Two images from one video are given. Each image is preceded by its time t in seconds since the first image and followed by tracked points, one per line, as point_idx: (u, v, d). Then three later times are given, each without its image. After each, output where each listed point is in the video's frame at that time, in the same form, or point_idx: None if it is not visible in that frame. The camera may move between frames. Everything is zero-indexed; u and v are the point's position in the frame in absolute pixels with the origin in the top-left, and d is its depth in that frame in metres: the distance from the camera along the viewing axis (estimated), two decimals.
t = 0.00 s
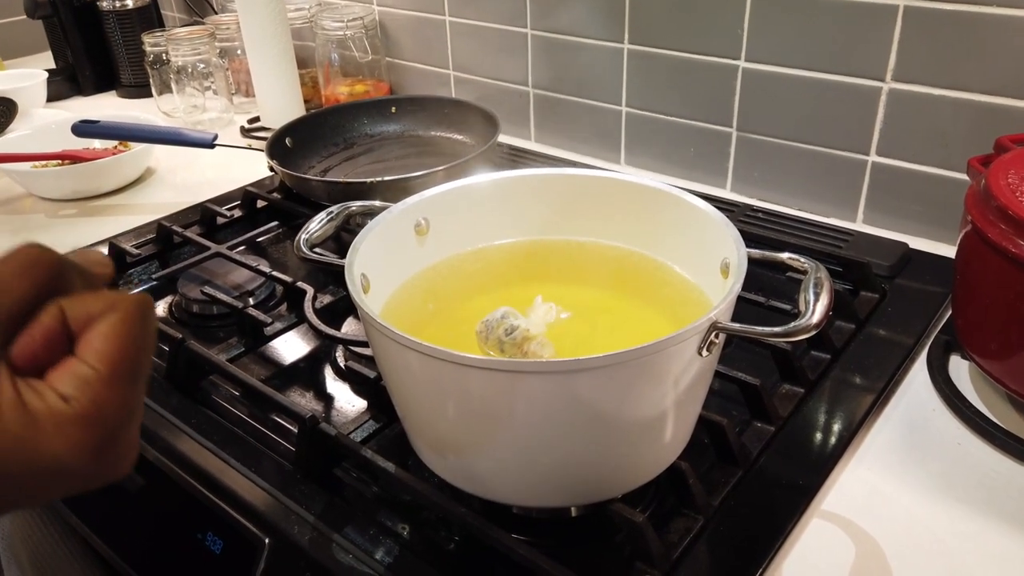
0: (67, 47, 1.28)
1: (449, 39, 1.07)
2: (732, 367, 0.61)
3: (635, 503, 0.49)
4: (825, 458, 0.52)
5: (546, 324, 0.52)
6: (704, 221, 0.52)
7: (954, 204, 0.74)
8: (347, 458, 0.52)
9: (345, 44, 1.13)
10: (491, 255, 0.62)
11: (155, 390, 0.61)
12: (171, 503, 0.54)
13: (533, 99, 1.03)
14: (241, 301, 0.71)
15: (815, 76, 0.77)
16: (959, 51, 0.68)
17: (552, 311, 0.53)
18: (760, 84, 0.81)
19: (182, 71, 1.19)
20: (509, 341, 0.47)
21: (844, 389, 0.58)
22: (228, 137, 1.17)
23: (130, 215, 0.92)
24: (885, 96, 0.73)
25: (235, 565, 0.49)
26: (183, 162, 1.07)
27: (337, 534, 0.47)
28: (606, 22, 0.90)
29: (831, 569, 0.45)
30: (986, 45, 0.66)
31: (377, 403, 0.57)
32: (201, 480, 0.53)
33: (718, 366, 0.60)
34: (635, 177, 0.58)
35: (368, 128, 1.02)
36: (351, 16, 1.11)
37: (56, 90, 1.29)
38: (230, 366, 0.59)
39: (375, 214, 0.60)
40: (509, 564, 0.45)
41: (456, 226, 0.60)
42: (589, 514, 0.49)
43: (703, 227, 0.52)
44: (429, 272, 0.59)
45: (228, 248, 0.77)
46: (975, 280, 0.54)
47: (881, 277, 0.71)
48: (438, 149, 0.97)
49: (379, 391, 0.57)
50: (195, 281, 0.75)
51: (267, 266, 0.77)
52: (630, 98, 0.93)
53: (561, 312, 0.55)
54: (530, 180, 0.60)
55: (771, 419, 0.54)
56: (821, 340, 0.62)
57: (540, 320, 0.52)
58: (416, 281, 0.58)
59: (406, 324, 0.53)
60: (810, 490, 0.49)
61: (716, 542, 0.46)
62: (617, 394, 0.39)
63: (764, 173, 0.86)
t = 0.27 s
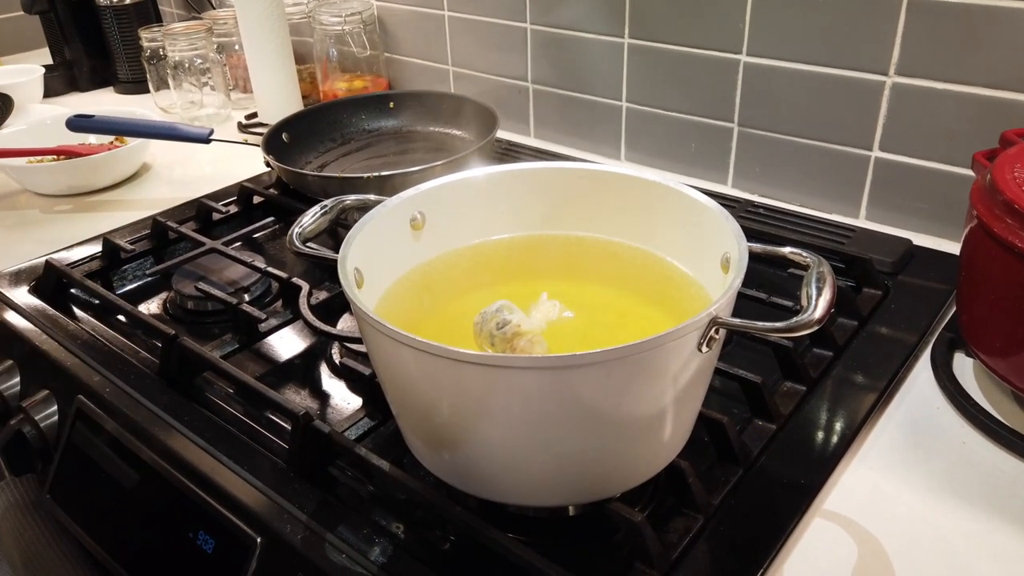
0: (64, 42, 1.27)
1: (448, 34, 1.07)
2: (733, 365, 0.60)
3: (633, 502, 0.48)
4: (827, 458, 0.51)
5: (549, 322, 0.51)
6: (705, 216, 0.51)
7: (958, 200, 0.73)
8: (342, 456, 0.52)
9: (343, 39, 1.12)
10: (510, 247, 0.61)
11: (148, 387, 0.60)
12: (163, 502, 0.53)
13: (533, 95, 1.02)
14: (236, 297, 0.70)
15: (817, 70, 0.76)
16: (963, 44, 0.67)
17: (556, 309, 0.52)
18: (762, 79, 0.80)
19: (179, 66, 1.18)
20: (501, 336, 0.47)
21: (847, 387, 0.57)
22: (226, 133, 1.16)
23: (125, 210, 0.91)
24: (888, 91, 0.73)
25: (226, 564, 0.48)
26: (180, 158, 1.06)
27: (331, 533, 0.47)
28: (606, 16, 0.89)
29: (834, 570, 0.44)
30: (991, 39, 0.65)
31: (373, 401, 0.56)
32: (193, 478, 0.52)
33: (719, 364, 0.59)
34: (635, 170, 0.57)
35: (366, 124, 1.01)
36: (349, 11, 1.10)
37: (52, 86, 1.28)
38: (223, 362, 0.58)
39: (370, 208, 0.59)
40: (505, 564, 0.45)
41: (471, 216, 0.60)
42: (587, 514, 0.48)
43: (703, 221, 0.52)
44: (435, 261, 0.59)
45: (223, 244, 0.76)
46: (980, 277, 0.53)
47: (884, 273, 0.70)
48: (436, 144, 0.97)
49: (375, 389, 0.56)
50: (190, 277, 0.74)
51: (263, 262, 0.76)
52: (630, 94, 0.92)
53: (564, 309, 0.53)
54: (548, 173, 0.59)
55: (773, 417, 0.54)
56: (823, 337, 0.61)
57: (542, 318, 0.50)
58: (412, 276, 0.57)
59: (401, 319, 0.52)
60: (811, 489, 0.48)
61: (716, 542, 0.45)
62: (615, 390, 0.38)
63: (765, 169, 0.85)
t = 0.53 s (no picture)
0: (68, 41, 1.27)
1: (452, 33, 1.07)
2: (739, 364, 0.60)
3: (639, 501, 0.48)
4: (833, 457, 0.51)
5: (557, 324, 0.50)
6: (712, 215, 0.51)
7: (964, 199, 0.73)
8: (347, 455, 0.52)
9: (347, 38, 1.12)
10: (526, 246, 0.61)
11: (153, 385, 0.60)
12: (169, 500, 0.53)
13: (537, 93, 1.02)
14: (241, 295, 0.70)
15: (822, 69, 0.76)
16: (969, 43, 0.67)
17: (565, 310, 0.52)
18: (767, 77, 0.80)
19: (183, 65, 1.18)
20: (502, 332, 0.47)
21: (852, 387, 0.57)
22: (229, 131, 1.16)
23: (129, 209, 0.91)
24: (894, 89, 0.72)
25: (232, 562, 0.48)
26: (184, 157, 1.06)
27: (337, 531, 0.47)
28: (610, 15, 0.89)
29: (840, 569, 0.44)
30: (997, 37, 0.65)
31: (378, 399, 0.56)
32: (199, 476, 0.52)
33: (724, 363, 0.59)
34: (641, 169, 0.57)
35: (370, 122, 1.01)
36: (352, 9, 1.10)
37: (56, 85, 1.28)
38: (229, 361, 0.58)
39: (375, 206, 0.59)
40: (511, 563, 0.45)
41: (487, 214, 0.60)
42: (593, 513, 0.48)
43: (710, 219, 0.52)
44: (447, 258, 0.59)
45: (228, 243, 0.76)
46: (986, 276, 0.53)
47: (889, 273, 0.70)
48: (440, 143, 0.97)
49: (380, 387, 0.56)
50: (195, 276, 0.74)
51: (267, 260, 0.76)
52: (635, 92, 0.92)
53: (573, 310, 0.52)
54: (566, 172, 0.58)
55: (779, 416, 0.53)
56: (829, 336, 0.61)
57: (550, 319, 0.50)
58: (417, 275, 0.57)
59: (407, 317, 0.52)
60: (818, 488, 0.48)
61: (723, 541, 0.45)
62: (622, 389, 0.38)
63: (770, 168, 0.85)
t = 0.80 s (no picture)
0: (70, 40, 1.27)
1: (455, 32, 1.06)
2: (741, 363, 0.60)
3: (642, 499, 0.48)
4: (836, 456, 0.51)
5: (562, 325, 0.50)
6: (716, 214, 0.51)
7: (967, 198, 0.73)
8: (350, 453, 0.52)
9: (350, 37, 1.12)
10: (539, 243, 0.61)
11: (156, 383, 0.60)
12: (171, 498, 0.53)
13: (539, 93, 1.02)
14: (244, 294, 0.70)
15: (825, 68, 0.76)
16: (973, 42, 0.66)
17: (571, 310, 0.51)
18: (770, 76, 0.80)
19: (185, 64, 1.19)
20: (502, 328, 0.47)
21: (856, 386, 0.57)
22: (232, 130, 1.16)
23: (131, 208, 0.91)
24: (897, 89, 0.72)
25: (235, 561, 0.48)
26: (187, 155, 1.06)
27: (339, 529, 0.47)
28: (613, 14, 0.89)
29: (844, 569, 0.44)
30: (1001, 36, 0.65)
31: (380, 398, 0.56)
32: (202, 474, 0.52)
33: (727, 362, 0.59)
34: (644, 168, 0.57)
35: (372, 122, 1.01)
36: (355, 8, 1.10)
37: (59, 84, 1.28)
38: (231, 359, 0.58)
39: (378, 205, 0.59)
40: (514, 562, 0.45)
41: (500, 209, 0.61)
42: (596, 512, 0.48)
43: (713, 218, 0.52)
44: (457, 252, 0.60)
45: (230, 241, 0.76)
46: (991, 275, 0.53)
47: (892, 272, 0.70)
48: (442, 142, 0.97)
49: (382, 386, 0.56)
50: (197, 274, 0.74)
51: (270, 259, 0.76)
52: (637, 92, 0.92)
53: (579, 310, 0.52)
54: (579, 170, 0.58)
55: (782, 415, 0.53)
56: (833, 336, 0.60)
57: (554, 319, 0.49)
58: (420, 273, 0.57)
59: (410, 316, 0.52)
60: (821, 487, 0.48)
61: (726, 541, 0.45)
62: (626, 387, 0.38)
63: (773, 167, 0.85)
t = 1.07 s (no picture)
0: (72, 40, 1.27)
1: (455, 32, 1.07)
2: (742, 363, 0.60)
3: (642, 500, 0.48)
4: (836, 457, 0.51)
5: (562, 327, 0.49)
6: (716, 215, 0.51)
7: (968, 199, 0.73)
8: (350, 453, 0.52)
9: (351, 37, 1.13)
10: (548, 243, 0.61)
11: (156, 383, 0.60)
12: (172, 498, 0.53)
13: (540, 93, 1.02)
14: (244, 294, 0.70)
15: (826, 69, 0.76)
16: (975, 43, 0.66)
17: (573, 314, 0.51)
18: (770, 77, 0.80)
19: (186, 64, 1.19)
20: (497, 326, 0.47)
21: (856, 387, 0.57)
22: (233, 130, 1.16)
23: (133, 207, 0.92)
24: (898, 89, 0.72)
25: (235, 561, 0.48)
26: (188, 155, 1.06)
27: (339, 529, 0.47)
28: (614, 14, 0.89)
29: (843, 570, 0.44)
30: (1002, 36, 0.65)
31: (380, 398, 0.56)
32: (202, 474, 0.52)
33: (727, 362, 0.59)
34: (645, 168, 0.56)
35: (373, 122, 1.01)
36: (356, 8, 1.10)
37: (60, 84, 1.28)
38: (232, 359, 0.58)
39: (378, 205, 0.59)
40: (514, 562, 0.45)
41: (509, 207, 0.61)
42: (596, 512, 0.48)
43: (712, 219, 0.52)
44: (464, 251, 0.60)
45: (231, 241, 0.76)
46: (991, 276, 0.53)
47: (893, 273, 0.70)
48: (443, 142, 0.97)
49: (382, 386, 0.56)
50: (198, 273, 0.74)
51: (270, 259, 0.76)
52: (638, 92, 0.92)
53: (582, 314, 0.52)
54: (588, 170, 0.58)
55: (782, 416, 0.53)
56: (833, 337, 0.60)
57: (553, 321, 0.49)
58: (420, 274, 0.57)
59: (410, 316, 0.52)
60: (821, 488, 0.48)
61: (725, 542, 0.45)
62: (625, 388, 0.38)
63: (774, 168, 0.84)
